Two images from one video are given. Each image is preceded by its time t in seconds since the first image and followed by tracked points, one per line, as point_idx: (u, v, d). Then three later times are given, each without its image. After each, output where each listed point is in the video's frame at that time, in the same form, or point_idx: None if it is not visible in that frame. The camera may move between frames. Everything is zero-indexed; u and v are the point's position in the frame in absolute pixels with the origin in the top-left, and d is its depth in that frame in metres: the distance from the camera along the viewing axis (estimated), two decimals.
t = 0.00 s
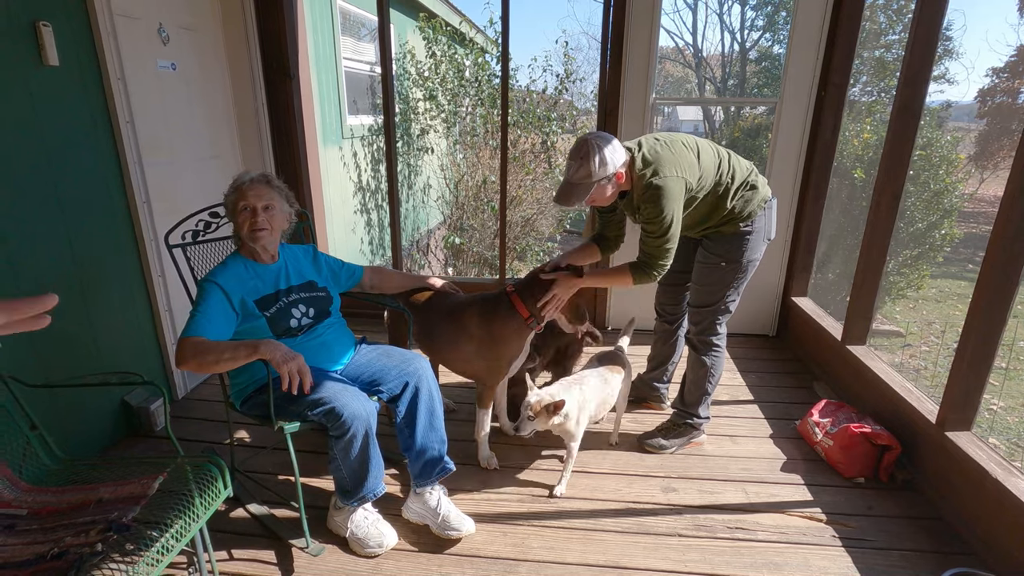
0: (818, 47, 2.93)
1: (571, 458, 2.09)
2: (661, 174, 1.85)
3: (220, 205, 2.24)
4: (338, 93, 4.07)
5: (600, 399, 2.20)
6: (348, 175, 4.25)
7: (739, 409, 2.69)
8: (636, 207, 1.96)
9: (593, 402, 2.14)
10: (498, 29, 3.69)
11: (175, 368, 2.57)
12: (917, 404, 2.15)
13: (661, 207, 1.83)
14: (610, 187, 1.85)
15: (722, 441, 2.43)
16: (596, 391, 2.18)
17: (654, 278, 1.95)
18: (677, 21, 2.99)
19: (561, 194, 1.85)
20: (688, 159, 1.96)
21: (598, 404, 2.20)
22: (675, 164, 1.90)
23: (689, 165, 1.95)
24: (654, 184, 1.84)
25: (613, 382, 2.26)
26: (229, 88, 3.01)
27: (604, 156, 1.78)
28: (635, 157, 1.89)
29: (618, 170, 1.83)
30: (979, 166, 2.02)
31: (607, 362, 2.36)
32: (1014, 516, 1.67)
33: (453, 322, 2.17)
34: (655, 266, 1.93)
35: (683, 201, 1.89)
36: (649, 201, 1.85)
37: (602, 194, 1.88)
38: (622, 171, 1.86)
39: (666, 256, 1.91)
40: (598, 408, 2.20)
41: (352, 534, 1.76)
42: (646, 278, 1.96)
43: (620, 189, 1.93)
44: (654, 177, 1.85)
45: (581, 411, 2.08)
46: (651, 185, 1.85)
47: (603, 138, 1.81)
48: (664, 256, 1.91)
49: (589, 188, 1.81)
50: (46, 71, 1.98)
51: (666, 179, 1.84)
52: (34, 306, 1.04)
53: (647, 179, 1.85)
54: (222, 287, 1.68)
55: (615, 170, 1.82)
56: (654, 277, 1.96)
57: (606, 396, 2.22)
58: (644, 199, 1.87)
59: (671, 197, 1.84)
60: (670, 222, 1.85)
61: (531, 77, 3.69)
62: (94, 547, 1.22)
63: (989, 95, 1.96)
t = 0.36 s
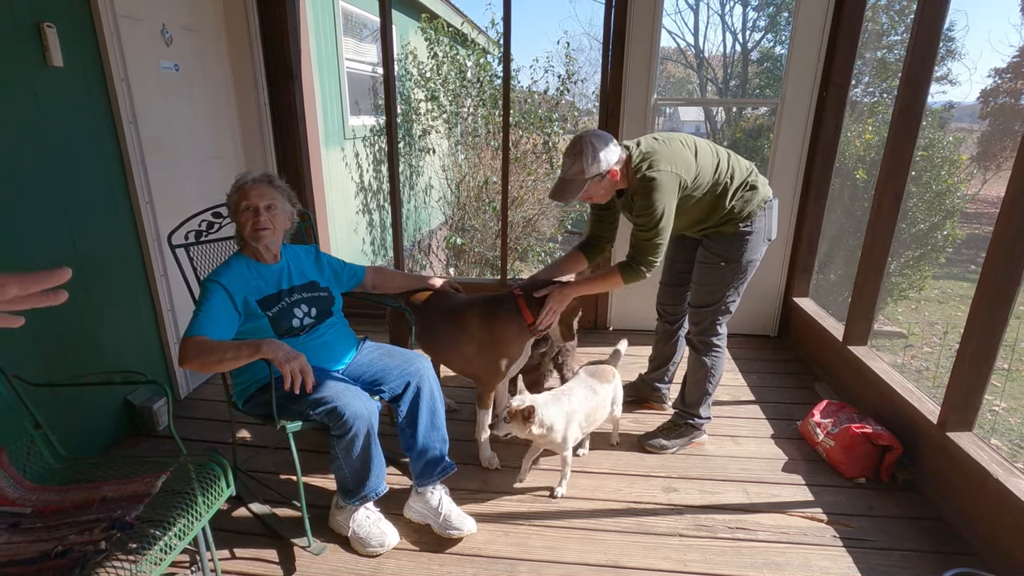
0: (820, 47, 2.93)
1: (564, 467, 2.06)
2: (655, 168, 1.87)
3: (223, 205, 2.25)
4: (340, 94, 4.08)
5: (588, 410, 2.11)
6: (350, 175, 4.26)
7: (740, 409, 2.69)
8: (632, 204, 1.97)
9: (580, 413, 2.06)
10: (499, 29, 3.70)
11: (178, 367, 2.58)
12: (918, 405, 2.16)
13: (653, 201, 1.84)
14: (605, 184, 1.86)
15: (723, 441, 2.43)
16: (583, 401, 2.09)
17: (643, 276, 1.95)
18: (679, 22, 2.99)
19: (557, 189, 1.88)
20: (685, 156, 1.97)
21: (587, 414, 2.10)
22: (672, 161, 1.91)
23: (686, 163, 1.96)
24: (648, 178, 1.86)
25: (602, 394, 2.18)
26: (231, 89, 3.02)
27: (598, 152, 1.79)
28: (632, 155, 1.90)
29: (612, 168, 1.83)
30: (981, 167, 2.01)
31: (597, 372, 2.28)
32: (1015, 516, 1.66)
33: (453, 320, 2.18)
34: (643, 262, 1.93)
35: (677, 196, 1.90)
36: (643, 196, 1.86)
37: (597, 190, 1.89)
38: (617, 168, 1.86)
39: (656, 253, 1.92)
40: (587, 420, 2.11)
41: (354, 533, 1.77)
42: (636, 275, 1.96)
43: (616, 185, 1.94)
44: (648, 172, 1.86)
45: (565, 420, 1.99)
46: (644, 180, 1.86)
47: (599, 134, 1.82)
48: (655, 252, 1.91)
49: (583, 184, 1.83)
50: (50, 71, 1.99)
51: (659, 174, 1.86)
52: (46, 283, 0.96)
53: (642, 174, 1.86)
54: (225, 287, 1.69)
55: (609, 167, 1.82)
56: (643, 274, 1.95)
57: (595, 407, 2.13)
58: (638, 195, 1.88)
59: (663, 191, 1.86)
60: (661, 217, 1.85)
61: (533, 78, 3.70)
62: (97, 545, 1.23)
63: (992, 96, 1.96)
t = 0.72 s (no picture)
0: (821, 47, 2.94)
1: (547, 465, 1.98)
2: (652, 165, 1.88)
3: (226, 205, 2.26)
4: (341, 94, 4.09)
5: (552, 413, 1.97)
6: (351, 175, 4.27)
7: (741, 409, 2.69)
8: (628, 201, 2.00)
9: (543, 413, 1.94)
10: (501, 30, 3.70)
11: (180, 366, 2.59)
12: (919, 404, 2.16)
13: (649, 198, 1.85)
14: (595, 180, 1.90)
15: (724, 441, 2.44)
16: (547, 403, 1.97)
17: (642, 274, 1.96)
18: (680, 22, 3.00)
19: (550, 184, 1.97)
20: (682, 154, 1.98)
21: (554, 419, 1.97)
22: (669, 159, 1.93)
23: (683, 161, 1.97)
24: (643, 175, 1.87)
25: (569, 401, 2.02)
26: (234, 89, 3.03)
27: (584, 152, 1.83)
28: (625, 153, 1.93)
29: (601, 168, 1.87)
30: (983, 167, 2.02)
31: (569, 375, 2.10)
32: (1016, 516, 1.67)
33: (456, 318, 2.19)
34: (643, 259, 1.94)
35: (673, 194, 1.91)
36: (637, 194, 1.88)
37: (589, 186, 1.94)
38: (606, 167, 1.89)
39: (654, 249, 1.92)
40: (552, 423, 1.98)
41: (356, 531, 1.77)
42: (635, 272, 1.97)
43: (611, 183, 1.98)
44: (644, 168, 1.88)
45: (522, 417, 1.90)
46: (638, 177, 1.88)
47: (589, 134, 1.85)
48: (654, 249, 1.91)
49: (569, 181, 1.92)
50: (54, 72, 2.00)
51: (656, 170, 1.87)
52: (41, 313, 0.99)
53: (636, 171, 1.88)
54: (228, 286, 1.69)
55: (598, 167, 1.86)
56: (643, 271, 1.96)
57: (561, 412, 1.98)
58: (634, 192, 1.90)
59: (659, 188, 1.86)
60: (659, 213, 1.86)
61: (534, 79, 3.71)
62: (102, 542, 1.23)
63: (994, 96, 1.96)
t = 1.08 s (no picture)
0: (821, 48, 2.94)
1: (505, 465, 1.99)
2: (648, 166, 1.89)
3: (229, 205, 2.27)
4: (342, 94, 4.10)
5: (535, 421, 1.95)
6: (353, 176, 4.28)
7: (742, 409, 2.70)
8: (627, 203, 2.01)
9: (520, 417, 1.94)
10: (502, 31, 3.69)
11: (183, 366, 2.60)
12: (919, 405, 2.17)
13: (646, 198, 1.86)
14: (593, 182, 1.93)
15: (725, 441, 2.44)
16: (531, 409, 1.95)
17: (650, 274, 1.96)
18: (681, 23, 3.01)
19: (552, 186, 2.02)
20: (678, 154, 1.99)
21: (533, 426, 1.95)
22: (665, 159, 1.94)
23: (679, 160, 1.98)
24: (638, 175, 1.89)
25: (557, 414, 1.98)
26: (236, 90, 3.05)
27: (579, 155, 1.86)
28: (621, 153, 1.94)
29: (597, 170, 1.89)
30: (984, 168, 2.02)
31: (563, 386, 2.04)
32: (1016, 517, 1.67)
33: (456, 320, 2.21)
34: (650, 259, 1.95)
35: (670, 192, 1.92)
36: (634, 195, 1.89)
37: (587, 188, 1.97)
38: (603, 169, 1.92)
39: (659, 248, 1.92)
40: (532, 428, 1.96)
41: (358, 530, 1.78)
42: (641, 272, 1.98)
43: (610, 184, 2.00)
44: (639, 168, 1.89)
45: (499, 413, 1.92)
46: (634, 178, 1.89)
47: (585, 136, 1.89)
48: (657, 249, 1.92)
49: (568, 184, 1.96)
50: (58, 73, 2.01)
51: (650, 170, 1.88)
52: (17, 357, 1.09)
53: (632, 171, 1.90)
54: (231, 286, 1.70)
55: (595, 169, 1.89)
56: (651, 271, 1.97)
57: (542, 422, 1.95)
58: (631, 193, 1.91)
59: (656, 186, 1.87)
60: (658, 212, 1.87)
61: (535, 79, 3.72)
62: (106, 540, 1.24)
63: (994, 97, 1.97)
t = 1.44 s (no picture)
0: (821, 49, 2.95)
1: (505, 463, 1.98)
2: (637, 167, 1.91)
3: (231, 205, 2.28)
4: (343, 95, 4.11)
5: (535, 422, 1.96)
6: (353, 176, 4.29)
7: (741, 409, 2.70)
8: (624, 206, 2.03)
9: (522, 418, 1.95)
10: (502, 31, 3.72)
11: (184, 366, 2.61)
12: (918, 404, 2.18)
13: (640, 198, 1.88)
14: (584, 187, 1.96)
15: (724, 440, 2.45)
16: (531, 411, 1.96)
17: (661, 271, 1.95)
18: (681, 24, 3.02)
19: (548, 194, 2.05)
20: (667, 155, 2.01)
21: (533, 427, 1.96)
22: (654, 160, 1.96)
23: (668, 161, 2.00)
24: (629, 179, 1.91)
25: (556, 415, 1.98)
26: (237, 91, 3.06)
27: (571, 162, 1.89)
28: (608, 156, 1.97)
29: (586, 176, 1.92)
30: (984, 169, 2.03)
31: (562, 387, 2.05)
32: (1015, 516, 1.68)
33: (457, 321, 2.23)
34: (660, 256, 1.93)
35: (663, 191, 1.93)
36: (630, 198, 1.91)
37: (580, 193, 2.00)
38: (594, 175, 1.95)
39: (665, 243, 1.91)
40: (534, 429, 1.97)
41: (358, 528, 1.79)
42: (653, 272, 1.96)
43: (603, 190, 2.03)
44: (629, 170, 1.91)
45: (501, 415, 1.92)
46: (626, 180, 1.91)
47: (577, 143, 1.91)
48: (662, 246, 1.91)
49: (563, 190, 1.98)
50: (61, 74, 2.02)
51: (640, 170, 1.89)
52: None
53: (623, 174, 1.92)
54: (233, 286, 1.71)
55: (587, 175, 1.92)
56: (663, 268, 1.95)
57: (542, 423, 1.96)
58: (626, 197, 1.93)
59: (647, 186, 1.88)
60: (656, 212, 1.88)
61: (535, 80, 3.73)
62: (109, 537, 1.25)
63: (994, 98, 1.97)
